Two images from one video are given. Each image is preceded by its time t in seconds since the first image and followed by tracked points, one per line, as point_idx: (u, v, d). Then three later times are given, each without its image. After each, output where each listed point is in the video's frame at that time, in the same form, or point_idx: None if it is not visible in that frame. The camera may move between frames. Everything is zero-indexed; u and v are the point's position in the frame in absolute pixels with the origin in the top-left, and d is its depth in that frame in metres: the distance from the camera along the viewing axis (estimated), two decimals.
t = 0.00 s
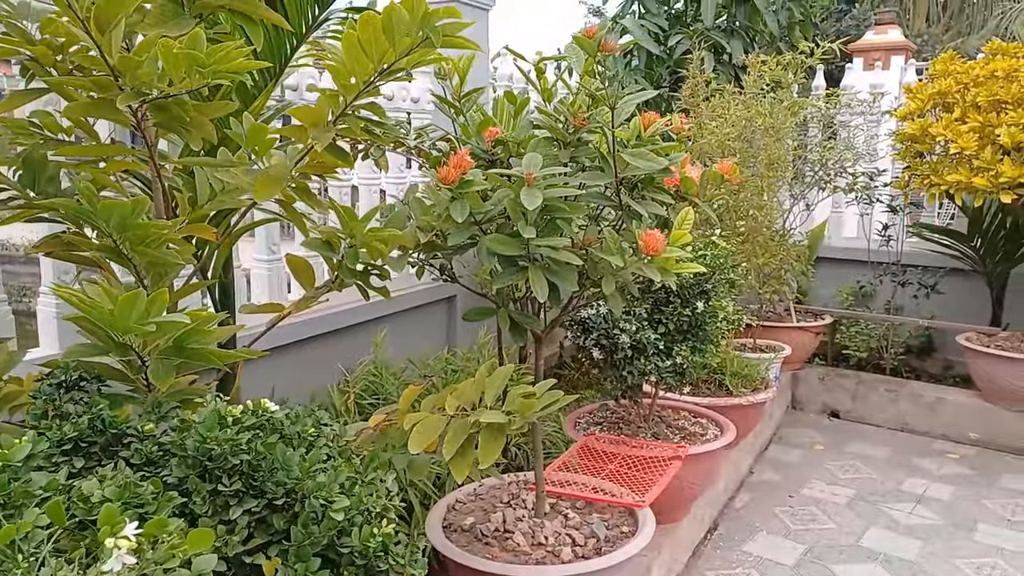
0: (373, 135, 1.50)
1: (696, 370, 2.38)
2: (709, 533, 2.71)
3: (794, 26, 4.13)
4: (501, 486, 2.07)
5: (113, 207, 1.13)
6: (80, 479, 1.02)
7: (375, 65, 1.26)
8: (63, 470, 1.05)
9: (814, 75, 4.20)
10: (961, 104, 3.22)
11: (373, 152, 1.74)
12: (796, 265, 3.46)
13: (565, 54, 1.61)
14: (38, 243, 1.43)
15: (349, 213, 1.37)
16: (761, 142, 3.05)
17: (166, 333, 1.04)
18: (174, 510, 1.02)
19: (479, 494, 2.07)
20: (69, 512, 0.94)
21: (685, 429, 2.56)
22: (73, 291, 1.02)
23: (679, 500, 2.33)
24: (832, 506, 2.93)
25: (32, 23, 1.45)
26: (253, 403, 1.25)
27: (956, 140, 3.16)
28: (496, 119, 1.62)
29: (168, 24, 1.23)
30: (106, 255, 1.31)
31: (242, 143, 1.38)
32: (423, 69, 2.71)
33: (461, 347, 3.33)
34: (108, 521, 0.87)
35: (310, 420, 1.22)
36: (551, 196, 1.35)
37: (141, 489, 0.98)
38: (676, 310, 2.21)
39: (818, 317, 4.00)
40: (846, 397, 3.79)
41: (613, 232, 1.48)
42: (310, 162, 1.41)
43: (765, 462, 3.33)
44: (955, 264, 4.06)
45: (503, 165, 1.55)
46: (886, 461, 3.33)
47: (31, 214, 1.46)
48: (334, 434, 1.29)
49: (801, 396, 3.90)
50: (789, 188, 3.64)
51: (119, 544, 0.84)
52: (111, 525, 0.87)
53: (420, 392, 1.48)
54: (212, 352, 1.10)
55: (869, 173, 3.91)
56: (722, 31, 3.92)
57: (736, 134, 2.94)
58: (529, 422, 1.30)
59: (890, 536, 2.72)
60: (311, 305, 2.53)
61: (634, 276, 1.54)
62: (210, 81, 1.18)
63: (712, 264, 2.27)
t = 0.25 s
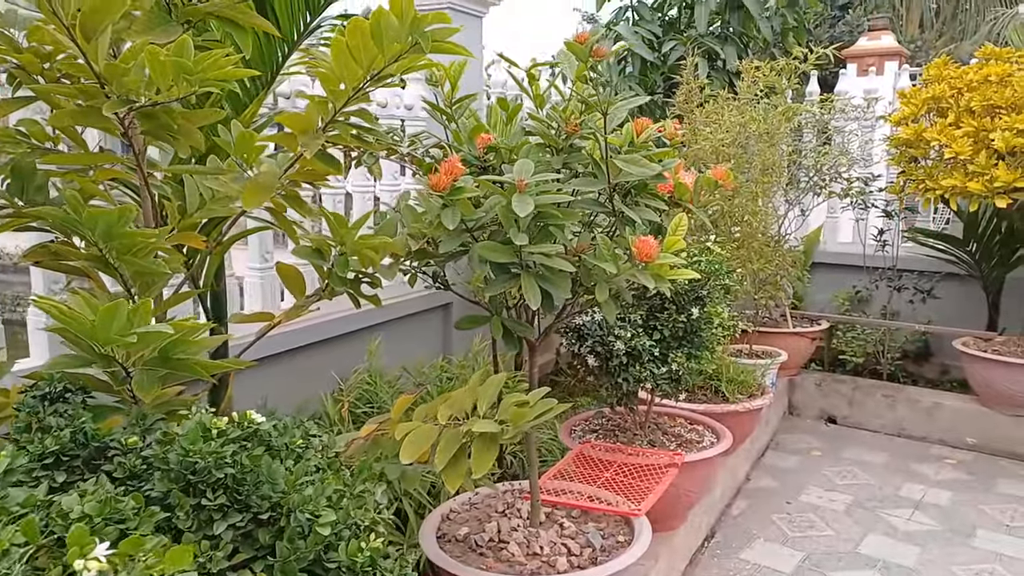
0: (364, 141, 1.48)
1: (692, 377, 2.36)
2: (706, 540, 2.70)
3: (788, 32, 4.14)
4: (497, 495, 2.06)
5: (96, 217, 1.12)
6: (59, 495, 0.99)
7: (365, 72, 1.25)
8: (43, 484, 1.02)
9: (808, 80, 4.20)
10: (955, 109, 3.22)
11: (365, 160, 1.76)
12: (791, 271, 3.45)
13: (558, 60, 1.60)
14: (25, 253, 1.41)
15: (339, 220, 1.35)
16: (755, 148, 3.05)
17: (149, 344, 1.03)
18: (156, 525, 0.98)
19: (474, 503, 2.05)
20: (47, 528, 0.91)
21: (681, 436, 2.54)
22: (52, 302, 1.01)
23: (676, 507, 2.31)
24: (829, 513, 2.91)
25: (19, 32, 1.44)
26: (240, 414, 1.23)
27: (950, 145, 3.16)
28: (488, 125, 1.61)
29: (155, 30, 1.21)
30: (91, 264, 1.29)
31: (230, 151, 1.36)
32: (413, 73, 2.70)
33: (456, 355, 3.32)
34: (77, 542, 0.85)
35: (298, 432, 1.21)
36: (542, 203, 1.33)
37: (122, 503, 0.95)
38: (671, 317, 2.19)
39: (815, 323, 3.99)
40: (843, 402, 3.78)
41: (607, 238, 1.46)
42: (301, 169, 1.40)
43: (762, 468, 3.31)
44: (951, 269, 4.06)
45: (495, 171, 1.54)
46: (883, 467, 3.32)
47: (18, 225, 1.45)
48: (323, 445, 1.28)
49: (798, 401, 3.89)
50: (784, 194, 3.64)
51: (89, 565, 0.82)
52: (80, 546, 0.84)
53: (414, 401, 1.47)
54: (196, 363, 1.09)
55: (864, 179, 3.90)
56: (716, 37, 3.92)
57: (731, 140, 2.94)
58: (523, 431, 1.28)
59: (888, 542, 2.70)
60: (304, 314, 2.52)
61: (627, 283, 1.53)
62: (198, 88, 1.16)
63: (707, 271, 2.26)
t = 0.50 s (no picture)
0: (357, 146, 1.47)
1: (687, 383, 2.34)
2: (701, 547, 2.68)
3: (783, 38, 4.14)
4: (492, 502, 2.03)
5: (79, 220, 1.11)
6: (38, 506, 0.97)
7: (356, 74, 1.24)
8: (20, 495, 1.00)
9: (804, 86, 4.20)
10: (948, 115, 3.22)
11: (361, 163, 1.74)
12: (787, 276, 3.44)
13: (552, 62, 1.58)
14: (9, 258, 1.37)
15: (329, 225, 1.34)
16: (750, 153, 3.05)
17: (132, 350, 1.01)
18: (136, 537, 0.97)
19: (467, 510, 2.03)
20: (20, 541, 0.88)
21: (676, 442, 2.52)
22: (32, 307, 0.99)
23: (671, 514, 2.29)
24: (824, 519, 2.90)
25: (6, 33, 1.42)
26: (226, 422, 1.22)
27: (944, 151, 3.17)
28: (481, 129, 1.59)
29: (143, 31, 1.19)
30: (76, 269, 1.28)
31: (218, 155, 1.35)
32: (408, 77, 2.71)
33: (451, 361, 3.30)
34: (40, 561, 0.77)
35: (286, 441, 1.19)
36: (537, 208, 1.32)
37: (101, 516, 0.92)
38: (666, 322, 2.18)
39: (810, 328, 3.98)
40: (838, 408, 3.77)
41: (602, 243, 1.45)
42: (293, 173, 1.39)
43: (758, 474, 3.29)
44: (946, 274, 4.06)
45: (489, 175, 1.52)
46: (878, 472, 3.31)
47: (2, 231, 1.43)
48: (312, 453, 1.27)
49: (793, 407, 3.88)
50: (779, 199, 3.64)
51: None
52: (45, 564, 0.77)
53: (406, 408, 1.45)
54: (180, 369, 1.07)
55: (858, 185, 3.90)
56: (711, 43, 3.92)
57: (726, 145, 2.93)
58: (515, 439, 1.26)
59: (883, 548, 2.69)
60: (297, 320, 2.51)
61: (623, 288, 1.51)
62: (186, 90, 1.15)
63: (702, 276, 2.24)
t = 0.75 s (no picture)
0: (345, 143, 1.45)
1: (679, 385, 2.33)
2: (693, 549, 2.66)
3: (779, 38, 4.13)
4: (481, 504, 2.01)
5: (58, 216, 1.08)
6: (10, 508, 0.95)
7: (343, 69, 1.22)
8: None
9: (799, 87, 4.19)
10: (946, 115, 3.22)
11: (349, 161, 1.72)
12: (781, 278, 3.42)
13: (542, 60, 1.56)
14: None
15: (314, 223, 1.31)
16: (745, 153, 3.03)
17: (110, 350, 0.99)
18: (110, 541, 0.94)
19: (456, 512, 2.01)
20: None
21: (668, 445, 2.50)
22: (8, 305, 0.96)
23: (663, 516, 2.27)
24: (817, 522, 2.88)
25: None
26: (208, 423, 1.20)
27: (941, 152, 3.16)
28: (471, 127, 1.57)
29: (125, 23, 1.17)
30: (58, 267, 1.25)
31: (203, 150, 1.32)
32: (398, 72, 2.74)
33: (443, 361, 3.28)
34: None
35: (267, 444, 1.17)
36: (526, 206, 1.30)
37: (72, 520, 0.90)
38: (658, 324, 2.16)
39: (804, 330, 3.97)
40: (832, 410, 3.76)
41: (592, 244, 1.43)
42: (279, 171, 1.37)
43: (750, 477, 3.28)
44: (941, 276, 4.04)
45: (478, 174, 1.50)
46: (872, 475, 3.29)
47: None
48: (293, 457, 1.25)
49: (787, 409, 3.87)
50: (774, 200, 3.63)
51: None
52: None
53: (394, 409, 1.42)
54: (160, 369, 1.05)
55: (854, 186, 3.89)
56: (707, 42, 3.91)
57: (721, 145, 2.92)
58: (502, 442, 1.24)
59: (876, 551, 2.67)
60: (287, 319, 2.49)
61: (613, 289, 1.49)
62: (168, 85, 1.12)
63: (695, 277, 2.23)
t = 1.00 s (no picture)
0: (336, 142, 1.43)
1: (676, 386, 2.31)
2: (689, 551, 2.64)
3: (779, 36, 4.10)
4: (475, 506, 1.99)
5: (40, 216, 1.05)
6: None
7: (333, 67, 1.20)
8: None
9: (799, 85, 4.17)
10: (948, 113, 3.20)
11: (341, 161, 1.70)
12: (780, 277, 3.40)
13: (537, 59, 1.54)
14: None
15: (303, 223, 1.29)
16: (744, 152, 3.01)
17: (91, 353, 0.97)
18: (89, 551, 0.92)
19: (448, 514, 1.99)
20: None
21: (665, 446, 2.48)
22: None
23: (659, 518, 2.25)
24: (814, 523, 2.86)
25: None
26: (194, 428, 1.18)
27: (942, 151, 3.14)
28: (464, 126, 1.55)
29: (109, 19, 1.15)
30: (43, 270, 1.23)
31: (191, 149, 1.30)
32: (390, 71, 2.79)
33: (439, 361, 3.26)
34: None
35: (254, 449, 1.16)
36: (518, 206, 1.28)
37: (49, 529, 0.89)
38: (655, 325, 2.15)
39: (802, 330, 3.95)
40: (830, 411, 3.74)
41: (587, 245, 1.41)
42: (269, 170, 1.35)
43: (747, 478, 3.26)
44: (941, 276, 4.03)
45: (472, 174, 1.49)
46: (869, 476, 3.28)
47: None
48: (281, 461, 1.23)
49: (784, 409, 3.85)
50: (773, 199, 3.61)
51: None
52: None
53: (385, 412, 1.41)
54: (143, 372, 1.03)
55: (854, 185, 3.87)
56: (706, 39, 3.88)
57: (719, 144, 2.90)
58: (494, 446, 1.22)
59: (874, 553, 2.66)
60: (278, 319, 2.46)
61: (608, 290, 1.47)
62: (152, 81, 1.10)
63: (692, 278, 2.21)
